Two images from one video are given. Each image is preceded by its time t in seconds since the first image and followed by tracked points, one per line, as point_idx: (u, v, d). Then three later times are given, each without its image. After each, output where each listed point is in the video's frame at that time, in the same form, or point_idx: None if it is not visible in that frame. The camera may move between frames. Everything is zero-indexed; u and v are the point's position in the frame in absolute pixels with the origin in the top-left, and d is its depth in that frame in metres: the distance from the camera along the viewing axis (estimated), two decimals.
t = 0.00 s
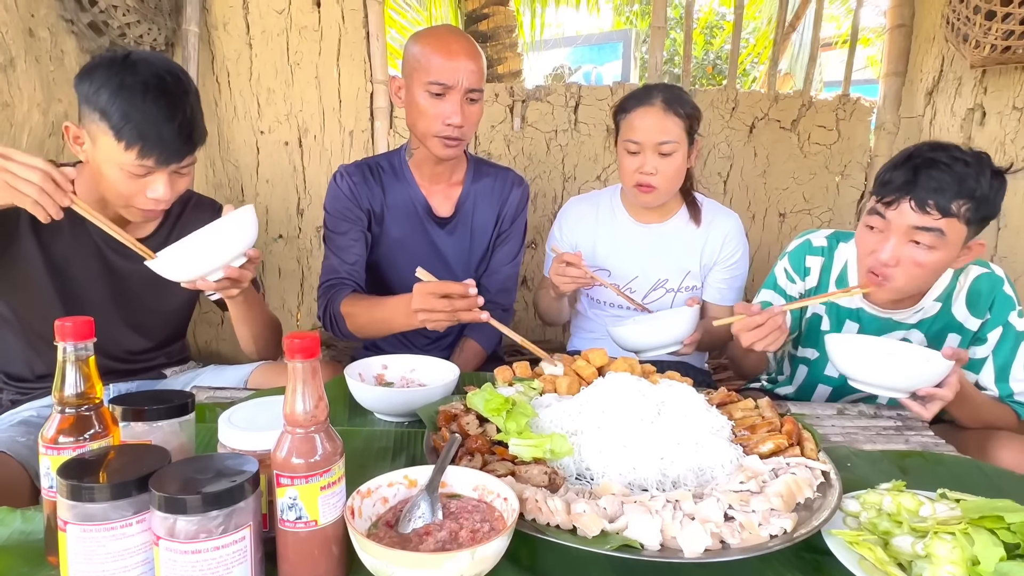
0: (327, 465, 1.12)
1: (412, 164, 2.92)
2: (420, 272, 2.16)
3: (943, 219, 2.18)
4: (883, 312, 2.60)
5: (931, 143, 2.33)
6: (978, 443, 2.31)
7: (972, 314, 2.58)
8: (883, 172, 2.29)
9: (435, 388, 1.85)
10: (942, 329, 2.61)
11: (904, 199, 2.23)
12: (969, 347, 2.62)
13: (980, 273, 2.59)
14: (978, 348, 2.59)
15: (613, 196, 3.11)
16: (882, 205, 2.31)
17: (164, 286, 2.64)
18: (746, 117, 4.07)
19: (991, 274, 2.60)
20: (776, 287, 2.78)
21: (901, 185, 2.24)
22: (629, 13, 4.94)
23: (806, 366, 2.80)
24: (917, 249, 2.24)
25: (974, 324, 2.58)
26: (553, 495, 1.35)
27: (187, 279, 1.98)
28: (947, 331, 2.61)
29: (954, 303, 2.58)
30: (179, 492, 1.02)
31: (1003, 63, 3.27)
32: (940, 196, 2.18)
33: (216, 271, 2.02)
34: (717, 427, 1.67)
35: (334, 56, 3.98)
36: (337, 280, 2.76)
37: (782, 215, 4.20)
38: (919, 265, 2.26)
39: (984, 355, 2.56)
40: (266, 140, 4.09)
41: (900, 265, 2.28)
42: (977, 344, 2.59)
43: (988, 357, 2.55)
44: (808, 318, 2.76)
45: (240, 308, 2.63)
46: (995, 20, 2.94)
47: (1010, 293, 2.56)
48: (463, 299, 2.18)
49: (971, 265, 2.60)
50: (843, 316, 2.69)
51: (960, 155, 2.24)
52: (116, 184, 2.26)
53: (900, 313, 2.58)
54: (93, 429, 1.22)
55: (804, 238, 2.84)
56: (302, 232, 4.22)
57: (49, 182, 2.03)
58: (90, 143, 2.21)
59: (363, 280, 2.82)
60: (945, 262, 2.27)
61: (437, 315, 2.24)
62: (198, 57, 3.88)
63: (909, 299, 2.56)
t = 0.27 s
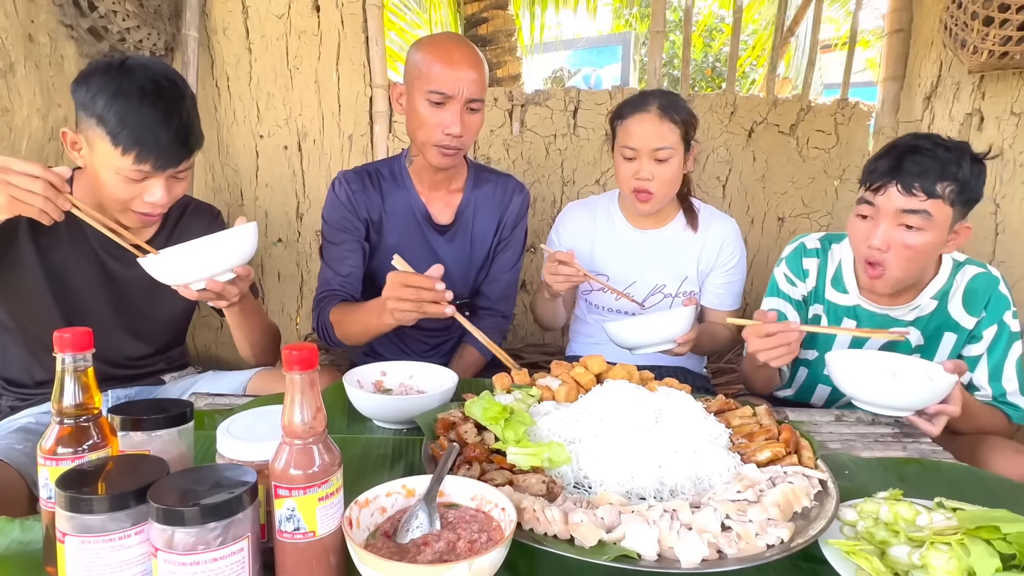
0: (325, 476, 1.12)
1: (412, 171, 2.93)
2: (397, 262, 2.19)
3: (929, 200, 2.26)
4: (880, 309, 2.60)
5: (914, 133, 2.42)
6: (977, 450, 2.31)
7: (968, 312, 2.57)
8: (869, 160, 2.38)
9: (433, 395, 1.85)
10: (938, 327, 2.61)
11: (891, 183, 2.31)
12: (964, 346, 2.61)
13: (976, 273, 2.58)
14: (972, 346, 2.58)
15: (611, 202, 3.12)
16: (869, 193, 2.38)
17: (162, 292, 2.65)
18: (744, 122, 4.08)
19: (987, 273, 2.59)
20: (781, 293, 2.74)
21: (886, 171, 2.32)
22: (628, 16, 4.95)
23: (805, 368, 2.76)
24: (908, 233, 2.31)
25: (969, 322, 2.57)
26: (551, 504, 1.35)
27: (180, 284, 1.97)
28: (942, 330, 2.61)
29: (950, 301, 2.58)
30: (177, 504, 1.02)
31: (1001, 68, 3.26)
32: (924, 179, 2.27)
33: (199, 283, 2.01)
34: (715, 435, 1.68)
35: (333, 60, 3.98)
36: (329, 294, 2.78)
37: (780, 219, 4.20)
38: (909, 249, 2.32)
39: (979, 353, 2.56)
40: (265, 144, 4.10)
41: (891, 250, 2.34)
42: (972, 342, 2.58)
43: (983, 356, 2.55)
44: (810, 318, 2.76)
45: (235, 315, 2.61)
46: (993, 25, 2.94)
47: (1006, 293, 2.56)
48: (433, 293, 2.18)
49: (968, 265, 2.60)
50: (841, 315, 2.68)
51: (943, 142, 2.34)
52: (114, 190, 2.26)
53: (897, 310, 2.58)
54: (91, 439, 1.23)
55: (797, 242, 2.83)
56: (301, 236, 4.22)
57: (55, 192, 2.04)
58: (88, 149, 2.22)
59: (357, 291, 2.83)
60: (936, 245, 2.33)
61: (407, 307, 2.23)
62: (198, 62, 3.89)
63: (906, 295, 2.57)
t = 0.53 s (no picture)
0: (324, 477, 1.13)
1: (410, 173, 2.93)
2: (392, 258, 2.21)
3: (906, 188, 2.32)
4: (868, 303, 2.61)
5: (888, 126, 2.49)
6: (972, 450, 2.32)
7: (956, 307, 2.56)
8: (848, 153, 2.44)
9: (432, 396, 1.86)
10: (927, 322, 2.60)
11: (870, 174, 2.37)
12: (955, 341, 2.59)
13: (964, 269, 2.56)
14: (962, 341, 2.57)
15: (609, 203, 3.12)
16: (850, 186, 2.44)
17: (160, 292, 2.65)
18: (742, 121, 4.09)
19: (975, 269, 2.57)
20: (769, 296, 2.74)
21: (865, 163, 2.38)
22: (626, 15, 4.95)
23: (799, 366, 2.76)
24: (889, 220, 2.36)
25: (957, 317, 2.56)
26: (549, 505, 1.36)
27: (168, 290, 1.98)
28: (932, 325, 2.60)
29: (938, 296, 2.57)
30: (177, 506, 1.03)
31: (997, 68, 3.27)
32: (902, 168, 2.33)
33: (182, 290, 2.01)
34: (711, 436, 1.69)
35: (331, 60, 3.98)
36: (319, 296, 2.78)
37: (778, 219, 4.21)
38: (892, 235, 2.36)
39: (968, 349, 2.54)
40: (263, 144, 4.10)
41: (875, 238, 2.38)
42: (962, 337, 2.57)
43: (973, 350, 2.53)
44: (800, 317, 2.77)
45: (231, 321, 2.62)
46: (989, 26, 2.95)
47: (994, 289, 2.53)
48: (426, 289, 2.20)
49: (956, 262, 2.58)
50: (830, 310, 2.70)
51: (918, 133, 2.40)
52: (112, 191, 2.27)
53: (884, 303, 2.59)
54: (91, 442, 1.23)
55: (780, 244, 2.84)
56: (300, 235, 4.22)
57: (53, 194, 2.05)
58: (86, 151, 2.22)
59: (346, 293, 2.83)
60: (917, 232, 2.38)
61: (398, 303, 2.23)
62: (196, 61, 3.89)
63: (893, 288, 2.59)
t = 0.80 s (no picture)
0: (319, 483, 1.14)
1: (405, 176, 2.94)
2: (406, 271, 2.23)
3: (881, 182, 2.34)
4: (850, 300, 2.61)
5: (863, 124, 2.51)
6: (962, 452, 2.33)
7: (939, 306, 2.54)
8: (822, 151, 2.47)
9: (426, 398, 1.87)
10: (910, 321, 2.59)
11: (845, 170, 2.39)
12: (939, 340, 2.57)
13: (947, 267, 2.56)
14: (947, 340, 2.54)
15: (604, 207, 3.13)
16: (826, 183, 2.46)
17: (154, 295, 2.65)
18: (735, 123, 4.11)
19: (958, 268, 2.56)
20: (752, 297, 2.75)
21: (840, 160, 2.41)
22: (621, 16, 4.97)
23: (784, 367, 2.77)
24: (864, 214, 2.38)
25: (941, 316, 2.54)
26: (542, 509, 1.37)
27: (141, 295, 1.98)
28: (916, 323, 2.58)
29: (921, 294, 2.56)
30: (172, 512, 1.03)
31: (987, 72, 3.29)
32: (874, 162, 2.35)
33: (154, 295, 2.01)
34: (703, 439, 1.70)
35: (325, 61, 3.98)
36: (318, 299, 2.78)
37: (771, 220, 4.23)
38: (868, 229, 2.38)
39: (953, 347, 2.52)
40: (257, 145, 4.09)
41: (851, 233, 2.40)
42: (947, 336, 2.54)
43: (958, 348, 2.51)
44: (784, 318, 2.78)
45: (223, 326, 2.61)
46: (979, 30, 2.97)
47: (977, 287, 2.51)
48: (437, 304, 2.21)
49: (939, 260, 2.58)
50: (815, 309, 2.69)
51: (889, 130, 2.42)
52: (105, 195, 2.26)
53: (866, 301, 2.59)
54: (86, 447, 1.24)
55: (763, 245, 2.85)
56: (294, 236, 4.21)
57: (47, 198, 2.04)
58: (78, 155, 2.21)
59: (344, 297, 2.84)
60: (893, 225, 2.39)
61: (408, 316, 2.23)
62: (190, 62, 3.89)
63: (876, 286, 2.59)
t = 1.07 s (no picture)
0: (309, 485, 1.14)
1: (397, 178, 2.94)
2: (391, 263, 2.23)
3: (860, 183, 2.36)
4: (838, 300, 2.63)
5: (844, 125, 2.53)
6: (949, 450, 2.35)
7: (926, 306, 2.56)
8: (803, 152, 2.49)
9: (418, 400, 1.87)
10: (897, 320, 2.61)
11: (824, 171, 2.41)
12: (926, 340, 2.59)
13: (933, 268, 2.58)
14: (933, 339, 2.56)
15: (597, 207, 3.15)
16: (808, 184, 2.49)
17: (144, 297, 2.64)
18: (727, 124, 4.13)
19: (944, 268, 2.58)
20: (742, 297, 2.77)
21: (820, 160, 2.43)
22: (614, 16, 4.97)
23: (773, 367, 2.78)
24: (845, 214, 2.39)
25: (927, 316, 2.56)
26: (532, 509, 1.38)
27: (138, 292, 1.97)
28: (903, 323, 2.61)
29: (908, 293, 2.58)
30: (161, 514, 1.03)
31: (975, 74, 3.31)
32: (853, 163, 2.37)
33: (149, 294, 2.00)
34: (694, 439, 1.71)
35: (318, 62, 3.98)
36: (310, 299, 2.78)
37: (763, 221, 4.25)
38: (849, 229, 2.39)
39: (940, 346, 2.53)
40: (249, 146, 4.08)
41: (833, 232, 2.41)
42: (933, 336, 2.56)
43: (944, 348, 2.52)
44: (773, 318, 2.79)
45: (217, 324, 2.60)
46: (968, 32, 3.00)
47: (963, 287, 2.54)
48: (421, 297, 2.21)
49: (925, 260, 2.60)
50: (803, 309, 2.71)
51: (869, 130, 2.44)
52: (93, 196, 2.26)
53: (854, 301, 2.61)
54: (75, 450, 1.23)
55: (752, 246, 2.86)
56: (287, 237, 4.20)
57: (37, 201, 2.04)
58: (68, 156, 2.20)
59: (336, 295, 2.83)
60: (874, 224, 2.41)
61: (393, 308, 2.24)
62: (181, 63, 3.87)
63: (862, 285, 2.61)
